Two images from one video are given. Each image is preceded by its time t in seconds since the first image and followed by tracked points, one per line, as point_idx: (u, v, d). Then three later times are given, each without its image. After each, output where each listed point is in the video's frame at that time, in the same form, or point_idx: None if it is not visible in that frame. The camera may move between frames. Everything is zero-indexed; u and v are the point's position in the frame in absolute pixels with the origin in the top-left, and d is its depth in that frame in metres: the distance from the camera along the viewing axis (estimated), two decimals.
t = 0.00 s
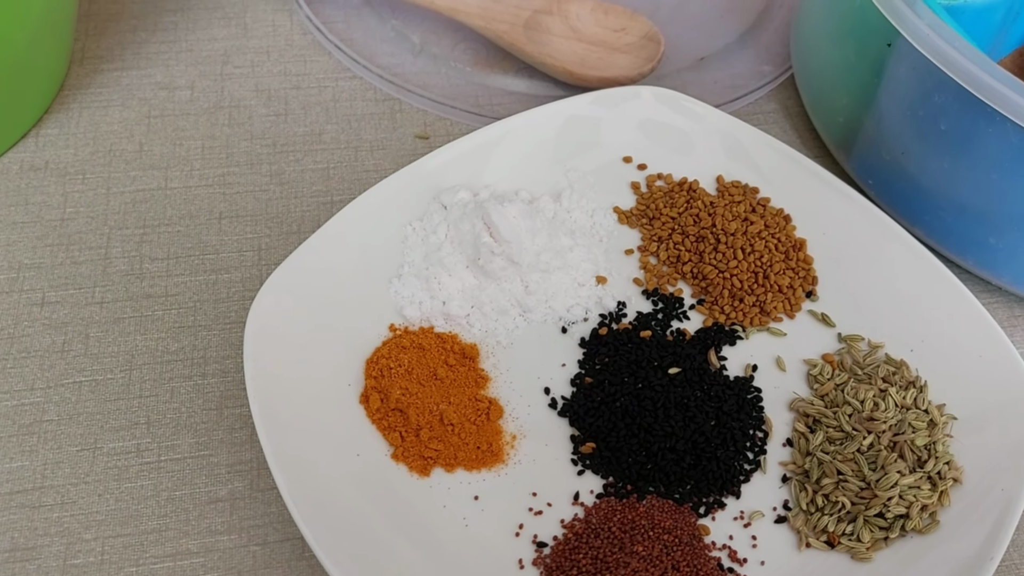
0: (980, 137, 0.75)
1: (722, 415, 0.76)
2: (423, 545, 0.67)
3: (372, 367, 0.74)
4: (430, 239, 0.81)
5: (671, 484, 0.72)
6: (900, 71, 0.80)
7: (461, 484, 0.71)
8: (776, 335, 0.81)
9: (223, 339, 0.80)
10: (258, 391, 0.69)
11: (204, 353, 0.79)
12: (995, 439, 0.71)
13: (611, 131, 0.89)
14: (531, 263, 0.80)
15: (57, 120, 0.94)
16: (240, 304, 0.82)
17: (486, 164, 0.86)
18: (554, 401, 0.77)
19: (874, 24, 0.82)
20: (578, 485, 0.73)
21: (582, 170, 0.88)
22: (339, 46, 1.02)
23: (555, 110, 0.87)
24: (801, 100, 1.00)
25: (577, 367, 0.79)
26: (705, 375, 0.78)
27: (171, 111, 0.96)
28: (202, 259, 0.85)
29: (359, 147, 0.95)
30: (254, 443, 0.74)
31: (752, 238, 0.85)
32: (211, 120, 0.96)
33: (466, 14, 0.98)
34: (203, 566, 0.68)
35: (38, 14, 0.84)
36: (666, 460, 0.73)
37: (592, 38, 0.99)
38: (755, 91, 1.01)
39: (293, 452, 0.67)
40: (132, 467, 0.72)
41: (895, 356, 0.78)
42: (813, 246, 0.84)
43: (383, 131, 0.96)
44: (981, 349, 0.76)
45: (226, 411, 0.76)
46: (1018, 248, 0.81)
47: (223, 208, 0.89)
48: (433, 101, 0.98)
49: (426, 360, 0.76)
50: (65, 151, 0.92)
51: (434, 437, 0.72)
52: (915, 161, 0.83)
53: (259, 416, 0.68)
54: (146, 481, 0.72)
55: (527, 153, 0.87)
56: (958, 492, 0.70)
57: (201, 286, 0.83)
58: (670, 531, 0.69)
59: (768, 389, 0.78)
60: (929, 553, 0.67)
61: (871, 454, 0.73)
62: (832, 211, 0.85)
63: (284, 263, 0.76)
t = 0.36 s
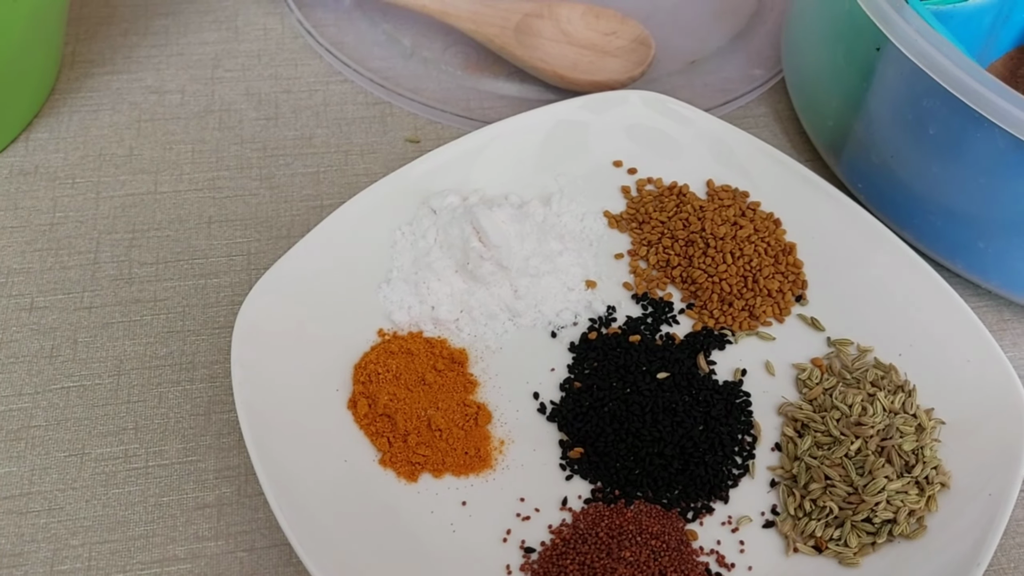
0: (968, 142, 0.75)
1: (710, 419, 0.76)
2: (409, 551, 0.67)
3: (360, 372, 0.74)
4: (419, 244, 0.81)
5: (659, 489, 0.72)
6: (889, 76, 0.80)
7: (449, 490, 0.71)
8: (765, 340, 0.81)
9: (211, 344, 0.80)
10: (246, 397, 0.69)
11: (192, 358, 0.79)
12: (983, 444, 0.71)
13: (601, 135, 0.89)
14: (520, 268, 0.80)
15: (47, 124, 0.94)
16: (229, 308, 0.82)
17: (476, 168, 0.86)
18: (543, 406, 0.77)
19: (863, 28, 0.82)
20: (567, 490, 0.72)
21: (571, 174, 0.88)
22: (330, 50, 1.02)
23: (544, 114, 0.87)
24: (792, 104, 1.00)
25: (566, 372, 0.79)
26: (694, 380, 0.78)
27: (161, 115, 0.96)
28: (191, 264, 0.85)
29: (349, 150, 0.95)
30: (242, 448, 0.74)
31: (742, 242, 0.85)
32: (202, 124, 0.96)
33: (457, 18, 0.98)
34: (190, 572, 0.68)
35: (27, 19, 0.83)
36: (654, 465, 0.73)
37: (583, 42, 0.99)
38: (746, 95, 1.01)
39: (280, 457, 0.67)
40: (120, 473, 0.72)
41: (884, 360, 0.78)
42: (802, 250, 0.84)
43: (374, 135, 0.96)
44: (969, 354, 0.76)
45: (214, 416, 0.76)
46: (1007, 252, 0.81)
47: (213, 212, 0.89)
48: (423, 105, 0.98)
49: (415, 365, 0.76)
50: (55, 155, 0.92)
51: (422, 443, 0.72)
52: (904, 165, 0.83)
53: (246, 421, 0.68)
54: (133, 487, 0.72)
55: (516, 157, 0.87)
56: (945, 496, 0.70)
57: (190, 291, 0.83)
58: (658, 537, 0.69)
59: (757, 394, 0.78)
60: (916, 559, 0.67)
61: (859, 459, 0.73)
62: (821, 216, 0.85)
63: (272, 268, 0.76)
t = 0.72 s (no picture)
0: (956, 136, 0.76)
1: (702, 410, 0.77)
2: (405, 539, 0.68)
3: (356, 364, 0.76)
4: (415, 238, 0.82)
5: (652, 478, 0.73)
6: (878, 71, 0.81)
7: (444, 480, 0.72)
8: (756, 332, 0.82)
9: (210, 337, 0.81)
10: (243, 389, 0.70)
11: (191, 351, 0.80)
12: (970, 433, 0.72)
13: (594, 131, 0.90)
14: (515, 262, 0.81)
15: (47, 121, 0.95)
16: (228, 302, 0.83)
17: (471, 164, 0.87)
18: (537, 397, 0.78)
19: (853, 24, 0.83)
20: (560, 480, 0.74)
21: (565, 169, 0.89)
22: (327, 47, 1.03)
23: (539, 110, 0.88)
24: (784, 100, 1.01)
25: (560, 364, 0.80)
26: (686, 371, 0.79)
27: (160, 112, 0.97)
28: (190, 258, 0.86)
29: (346, 147, 0.96)
30: (240, 439, 0.75)
31: (734, 236, 0.86)
32: (200, 121, 0.97)
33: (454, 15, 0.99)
34: (189, 561, 0.69)
35: (29, 17, 0.85)
36: (647, 454, 0.74)
37: (578, 39, 1.00)
38: (739, 91, 1.02)
39: (277, 448, 0.68)
40: (120, 464, 0.73)
41: (873, 352, 0.79)
42: (794, 243, 0.85)
43: (370, 131, 0.97)
44: (958, 346, 0.77)
45: (213, 408, 0.77)
46: (996, 245, 0.82)
47: (212, 207, 0.90)
48: (420, 101, 0.99)
49: (410, 357, 0.77)
50: (55, 151, 0.93)
51: (417, 433, 0.73)
52: (894, 159, 0.84)
53: (244, 412, 0.69)
54: (133, 477, 0.73)
55: (511, 152, 0.88)
56: (933, 485, 0.71)
57: (189, 285, 0.84)
58: (650, 525, 0.70)
59: (749, 385, 0.79)
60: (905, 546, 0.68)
61: (848, 448, 0.74)
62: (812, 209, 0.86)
63: (269, 262, 0.77)
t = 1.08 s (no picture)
0: (952, 136, 0.77)
1: (701, 406, 0.78)
2: (409, 533, 0.69)
3: (360, 361, 0.77)
4: (418, 237, 0.83)
5: (651, 473, 0.75)
6: (875, 72, 0.82)
7: (447, 475, 0.73)
8: (755, 330, 0.83)
9: (216, 335, 0.82)
10: (249, 385, 0.71)
11: (197, 349, 0.81)
12: (966, 430, 0.74)
13: (595, 131, 0.91)
14: (516, 261, 0.82)
15: (55, 122, 0.96)
16: (233, 300, 0.84)
17: (473, 164, 0.88)
18: (538, 394, 0.79)
19: (850, 26, 0.85)
20: (561, 475, 0.75)
21: (567, 170, 0.90)
22: (331, 49, 1.05)
23: (540, 111, 0.90)
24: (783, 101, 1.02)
25: (561, 361, 0.81)
26: (685, 368, 0.80)
27: (167, 113, 0.98)
28: (197, 257, 0.87)
29: (350, 147, 0.97)
30: (247, 436, 0.76)
31: (733, 235, 0.87)
32: (206, 122, 0.98)
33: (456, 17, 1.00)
34: (196, 555, 0.70)
35: (38, 20, 0.86)
36: (646, 450, 0.75)
37: (579, 40, 1.01)
38: (739, 91, 1.03)
39: (283, 444, 0.69)
40: (128, 459, 0.75)
41: (870, 350, 0.80)
42: (792, 243, 0.86)
43: (374, 132, 0.98)
44: (953, 344, 0.78)
45: (219, 405, 0.78)
46: (992, 244, 0.83)
47: (218, 207, 0.91)
48: (423, 102, 1.01)
49: (413, 354, 0.78)
50: (63, 152, 0.94)
51: (421, 429, 0.74)
52: (891, 160, 0.85)
53: (250, 409, 0.70)
54: (141, 472, 0.74)
55: (513, 153, 0.89)
56: (928, 480, 0.72)
57: (195, 284, 0.85)
58: (650, 519, 0.71)
59: (747, 382, 0.80)
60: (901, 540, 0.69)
61: (845, 444, 0.75)
62: (809, 209, 0.87)
63: (275, 260, 0.78)
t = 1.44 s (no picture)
0: (954, 127, 0.77)
1: (702, 398, 0.77)
2: (410, 524, 0.69)
3: (360, 351, 0.76)
4: (418, 229, 0.83)
5: (652, 464, 0.74)
6: (877, 62, 0.82)
7: (447, 466, 0.73)
8: (756, 322, 0.83)
9: (215, 326, 0.82)
10: (248, 375, 0.71)
11: (196, 340, 0.81)
12: (968, 420, 0.73)
13: (596, 123, 0.91)
14: (517, 252, 0.82)
15: (54, 113, 0.96)
16: (233, 292, 0.84)
17: (473, 155, 0.87)
18: (539, 385, 0.79)
19: (853, 17, 0.84)
20: (562, 466, 0.74)
21: (567, 161, 0.90)
22: (330, 41, 1.04)
23: (540, 102, 0.89)
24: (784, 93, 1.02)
25: (561, 353, 0.81)
26: (686, 359, 0.80)
27: (166, 104, 0.98)
28: (196, 249, 0.87)
29: (350, 139, 0.97)
30: (246, 426, 0.76)
31: (734, 227, 0.87)
32: (205, 114, 0.97)
33: (456, 8, 1.00)
34: (195, 546, 0.70)
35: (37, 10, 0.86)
36: (647, 441, 0.75)
37: (580, 32, 1.00)
38: (740, 84, 1.03)
39: (283, 434, 0.69)
40: (127, 450, 0.74)
41: (872, 341, 0.80)
42: (793, 234, 0.86)
43: (374, 124, 0.98)
44: (955, 335, 0.78)
45: (219, 396, 0.78)
46: (994, 235, 0.83)
47: (217, 198, 0.91)
48: (423, 93, 1.00)
49: (413, 345, 0.78)
50: (62, 143, 0.93)
51: (421, 420, 0.74)
52: (892, 150, 0.85)
53: (249, 398, 0.70)
54: (140, 463, 0.74)
55: (513, 144, 0.89)
56: (930, 471, 0.72)
57: (195, 275, 0.85)
58: (651, 510, 0.71)
59: (748, 373, 0.80)
60: (902, 531, 0.69)
61: (846, 435, 0.75)
62: (811, 201, 0.87)
63: (274, 251, 0.78)
